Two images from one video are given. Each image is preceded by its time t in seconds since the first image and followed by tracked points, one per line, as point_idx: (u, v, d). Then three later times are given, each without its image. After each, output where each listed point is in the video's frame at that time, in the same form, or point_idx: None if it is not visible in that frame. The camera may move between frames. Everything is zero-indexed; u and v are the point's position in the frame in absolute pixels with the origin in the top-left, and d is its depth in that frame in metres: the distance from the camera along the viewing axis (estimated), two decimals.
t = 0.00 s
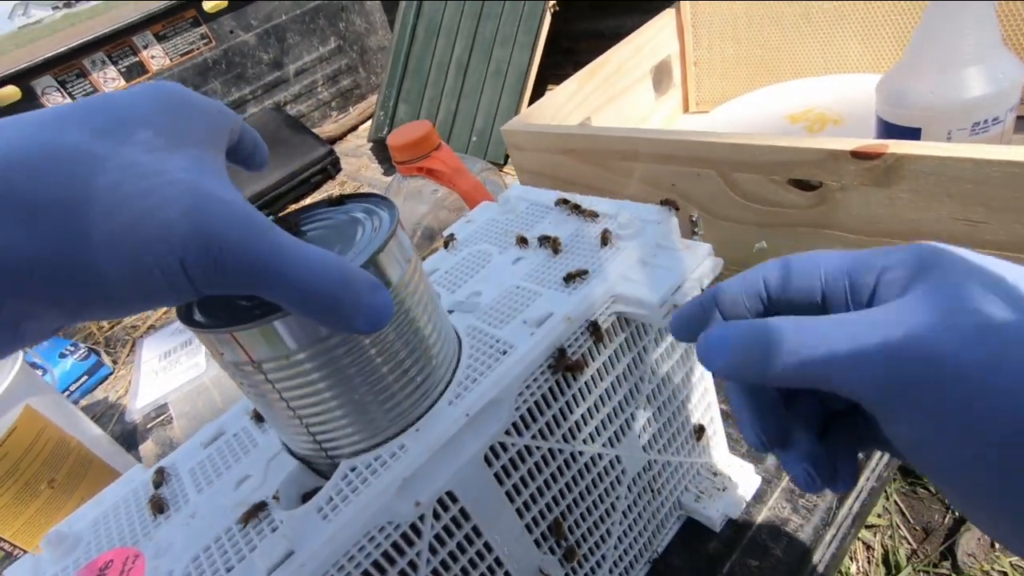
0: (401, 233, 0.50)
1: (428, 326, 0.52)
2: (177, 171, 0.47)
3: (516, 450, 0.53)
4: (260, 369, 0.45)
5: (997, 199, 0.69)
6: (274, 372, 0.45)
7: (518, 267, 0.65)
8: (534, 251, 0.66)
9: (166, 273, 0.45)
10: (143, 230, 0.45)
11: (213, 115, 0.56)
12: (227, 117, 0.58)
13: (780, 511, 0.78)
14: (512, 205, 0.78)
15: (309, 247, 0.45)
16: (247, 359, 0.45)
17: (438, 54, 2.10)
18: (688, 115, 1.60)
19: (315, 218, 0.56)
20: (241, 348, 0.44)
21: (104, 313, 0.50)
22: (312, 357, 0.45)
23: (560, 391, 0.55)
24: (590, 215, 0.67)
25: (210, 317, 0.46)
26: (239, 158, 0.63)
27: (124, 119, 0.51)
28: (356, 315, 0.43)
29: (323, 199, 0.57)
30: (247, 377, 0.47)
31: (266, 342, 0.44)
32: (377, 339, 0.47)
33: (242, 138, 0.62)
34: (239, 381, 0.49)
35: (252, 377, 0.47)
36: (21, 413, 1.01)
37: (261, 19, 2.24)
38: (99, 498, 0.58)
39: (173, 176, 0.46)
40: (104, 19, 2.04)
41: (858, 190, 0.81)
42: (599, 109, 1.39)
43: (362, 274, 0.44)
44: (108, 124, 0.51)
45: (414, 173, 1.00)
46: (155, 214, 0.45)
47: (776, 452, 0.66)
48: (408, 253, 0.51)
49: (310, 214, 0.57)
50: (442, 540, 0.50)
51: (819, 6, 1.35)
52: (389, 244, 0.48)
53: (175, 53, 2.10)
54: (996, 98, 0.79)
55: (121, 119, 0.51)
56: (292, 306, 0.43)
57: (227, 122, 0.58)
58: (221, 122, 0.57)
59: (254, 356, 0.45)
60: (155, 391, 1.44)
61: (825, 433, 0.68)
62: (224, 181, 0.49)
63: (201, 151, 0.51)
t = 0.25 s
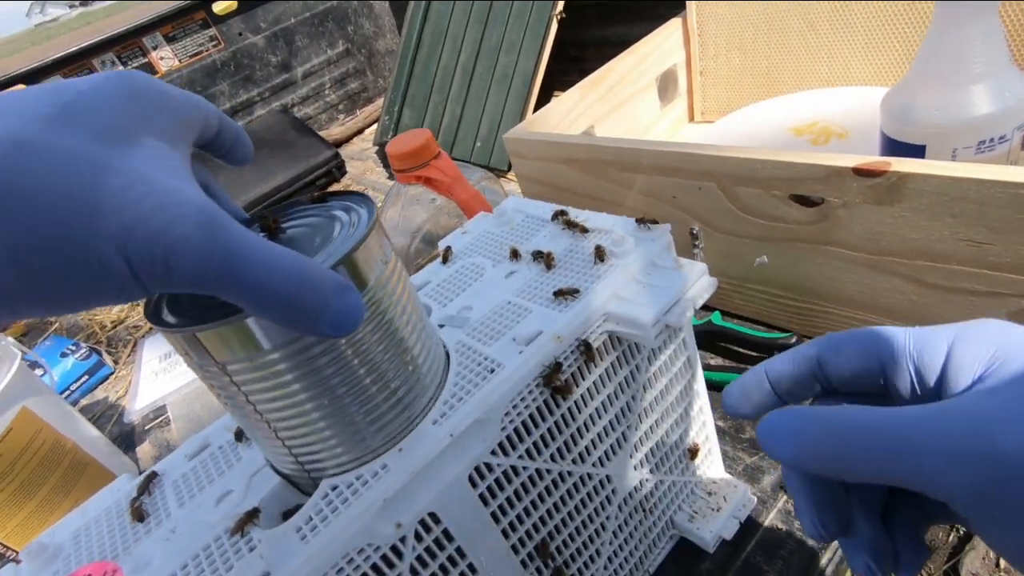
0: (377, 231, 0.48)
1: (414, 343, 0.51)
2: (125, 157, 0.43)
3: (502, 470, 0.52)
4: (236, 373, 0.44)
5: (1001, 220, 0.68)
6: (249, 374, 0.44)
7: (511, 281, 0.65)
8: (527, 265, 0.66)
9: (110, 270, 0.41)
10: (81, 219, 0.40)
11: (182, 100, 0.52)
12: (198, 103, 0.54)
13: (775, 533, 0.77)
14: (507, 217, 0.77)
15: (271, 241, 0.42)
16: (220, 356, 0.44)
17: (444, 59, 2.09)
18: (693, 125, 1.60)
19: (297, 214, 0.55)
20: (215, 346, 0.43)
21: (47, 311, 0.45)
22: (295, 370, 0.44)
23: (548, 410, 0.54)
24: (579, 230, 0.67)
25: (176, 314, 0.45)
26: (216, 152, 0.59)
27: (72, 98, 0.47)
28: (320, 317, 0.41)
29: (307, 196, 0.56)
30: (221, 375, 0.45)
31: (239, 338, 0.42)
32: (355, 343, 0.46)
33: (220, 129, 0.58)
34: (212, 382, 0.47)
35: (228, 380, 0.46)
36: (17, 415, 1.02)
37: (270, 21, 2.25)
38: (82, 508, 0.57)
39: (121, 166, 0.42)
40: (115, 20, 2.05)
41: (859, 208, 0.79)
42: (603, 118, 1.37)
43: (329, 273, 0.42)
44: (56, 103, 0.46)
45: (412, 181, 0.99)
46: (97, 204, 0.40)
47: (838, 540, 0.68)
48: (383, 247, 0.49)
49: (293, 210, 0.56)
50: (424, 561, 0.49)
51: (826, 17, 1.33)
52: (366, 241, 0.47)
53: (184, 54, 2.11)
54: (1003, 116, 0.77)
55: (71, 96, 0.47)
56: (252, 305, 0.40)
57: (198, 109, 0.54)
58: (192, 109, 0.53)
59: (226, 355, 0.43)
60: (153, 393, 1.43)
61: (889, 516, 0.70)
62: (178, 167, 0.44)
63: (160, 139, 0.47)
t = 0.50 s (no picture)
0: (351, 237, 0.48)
1: (399, 354, 0.52)
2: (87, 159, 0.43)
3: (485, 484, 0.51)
4: (209, 382, 0.44)
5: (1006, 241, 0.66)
6: (223, 380, 0.44)
7: (503, 292, 0.64)
8: (519, 276, 0.65)
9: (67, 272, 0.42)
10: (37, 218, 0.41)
11: (158, 103, 0.52)
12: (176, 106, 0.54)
13: (768, 552, 0.76)
14: (503, 224, 0.76)
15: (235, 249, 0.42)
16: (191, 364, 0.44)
17: (453, 61, 2.09)
18: (701, 133, 1.58)
19: (277, 218, 0.56)
20: (186, 353, 0.43)
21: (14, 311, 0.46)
22: (273, 379, 0.44)
23: (534, 424, 0.54)
24: (570, 240, 0.67)
25: (152, 322, 0.45)
26: (196, 155, 0.59)
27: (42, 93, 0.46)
28: (283, 326, 0.41)
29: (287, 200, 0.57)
30: (191, 382, 0.46)
31: (210, 346, 0.43)
32: (331, 345, 0.46)
33: (199, 132, 0.58)
34: (186, 389, 0.47)
35: (202, 387, 0.45)
36: (15, 408, 1.01)
37: (282, 20, 2.26)
38: (70, 507, 0.58)
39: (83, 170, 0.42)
40: (129, 15, 2.06)
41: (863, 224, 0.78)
42: (609, 124, 1.36)
43: (294, 281, 0.42)
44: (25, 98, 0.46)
45: (412, 185, 0.99)
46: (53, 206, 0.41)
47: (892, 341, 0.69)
48: (359, 254, 0.49)
49: (274, 214, 0.57)
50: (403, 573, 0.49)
51: (837, 26, 1.31)
52: (341, 243, 0.46)
53: (196, 52, 2.12)
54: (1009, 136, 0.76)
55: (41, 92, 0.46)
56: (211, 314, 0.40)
57: (176, 112, 0.54)
58: (169, 113, 0.53)
59: (196, 364, 0.43)
60: (155, 388, 1.44)
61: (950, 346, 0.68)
62: (143, 174, 0.44)
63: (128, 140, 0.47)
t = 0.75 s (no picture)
0: (342, 235, 0.50)
1: (395, 362, 0.54)
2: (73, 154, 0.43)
3: (473, 492, 0.52)
4: (201, 377, 0.46)
5: (1011, 267, 0.65)
6: (214, 374, 0.46)
7: (500, 300, 0.65)
8: (517, 284, 0.66)
9: (51, 266, 0.42)
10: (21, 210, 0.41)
11: (155, 105, 0.53)
12: (170, 107, 0.55)
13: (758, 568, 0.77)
14: (505, 232, 0.77)
15: (220, 246, 0.43)
16: (183, 356, 0.45)
17: (468, 63, 2.10)
18: (713, 143, 1.57)
19: (272, 220, 0.60)
20: (177, 346, 0.45)
21: None
22: (267, 376, 0.46)
23: (523, 434, 0.54)
24: (570, 250, 0.67)
25: (150, 317, 0.48)
26: (195, 155, 0.61)
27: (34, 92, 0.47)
28: (267, 323, 0.43)
29: (283, 202, 0.61)
30: (182, 375, 0.47)
31: (200, 339, 0.44)
32: (321, 341, 0.48)
33: (197, 133, 0.60)
34: (176, 384, 0.49)
35: (194, 383, 0.47)
36: (23, 395, 1.03)
37: (301, 17, 2.28)
38: (69, 496, 0.59)
39: (70, 163, 0.42)
40: (153, 10, 2.10)
41: (867, 243, 0.77)
42: (619, 131, 1.36)
43: (278, 279, 0.43)
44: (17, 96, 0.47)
45: (418, 189, 1.00)
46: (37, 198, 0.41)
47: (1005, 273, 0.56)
48: (348, 252, 0.51)
49: (269, 215, 0.60)
50: None
51: (851, 41, 1.31)
52: (330, 240, 0.48)
53: (215, 45, 2.15)
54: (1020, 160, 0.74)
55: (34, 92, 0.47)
56: (197, 309, 0.42)
57: (171, 113, 0.55)
58: (164, 114, 0.54)
59: (188, 356, 0.45)
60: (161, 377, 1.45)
61: None
62: (132, 172, 0.45)
63: (118, 139, 0.47)
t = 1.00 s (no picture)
0: (347, 236, 0.50)
1: (393, 363, 0.54)
2: (92, 146, 0.44)
3: (462, 494, 0.52)
4: (202, 372, 0.47)
5: (1020, 289, 0.64)
6: (216, 369, 0.47)
7: (500, 304, 0.65)
8: (517, 289, 0.66)
9: (59, 254, 0.43)
10: (36, 198, 0.41)
11: (170, 95, 0.55)
12: (186, 101, 0.57)
13: None
14: (509, 235, 0.77)
15: (229, 244, 0.44)
16: (185, 350, 0.46)
17: (485, 62, 2.10)
18: (728, 149, 1.55)
19: (278, 213, 0.60)
20: (181, 341, 0.45)
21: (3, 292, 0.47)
22: (268, 373, 0.47)
23: (515, 439, 0.54)
24: (571, 257, 0.67)
25: (154, 310, 0.48)
26: (206, 145, 0.62)
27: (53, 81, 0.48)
28: (271, 324, 0.44)
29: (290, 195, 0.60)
30: (182, 369, 0.48)
31: (203, 335, 0.45)
32: (322, 339, 0.48)
33: (209, 125, 0.61)
34: (178, 376, 0.50)
35: (195, 376, 0.48)
36: (35, 377, 1.05)
37: (323, 11, 2.29)
38: (69, 480, 0.61)
39: (87, 154, 0.43)
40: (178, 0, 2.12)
41: (875, 259, 0.76)
42: (633, 136, 1.35)
43: (283, 280, 0.44)
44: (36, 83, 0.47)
45: (427, 188, 1.00)
46: (53, 186, 0.41)
47: None
48: (353, 254, 0.51)
49: (275, 208, 0.60)
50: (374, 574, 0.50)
51: (872, 52, 1.29)
52: (336, 241, 0.49)
53: (238, 37, 2.16)
54: None
55: (53, 80, 0.48)
56: (203, 305, 0.42)
57: (186, 107, 0.57)
58: (178, 105, 0.56)
59: (191, 352, 0.46)
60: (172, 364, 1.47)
61: None
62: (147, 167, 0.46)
63: (136, 133, 0.49)
